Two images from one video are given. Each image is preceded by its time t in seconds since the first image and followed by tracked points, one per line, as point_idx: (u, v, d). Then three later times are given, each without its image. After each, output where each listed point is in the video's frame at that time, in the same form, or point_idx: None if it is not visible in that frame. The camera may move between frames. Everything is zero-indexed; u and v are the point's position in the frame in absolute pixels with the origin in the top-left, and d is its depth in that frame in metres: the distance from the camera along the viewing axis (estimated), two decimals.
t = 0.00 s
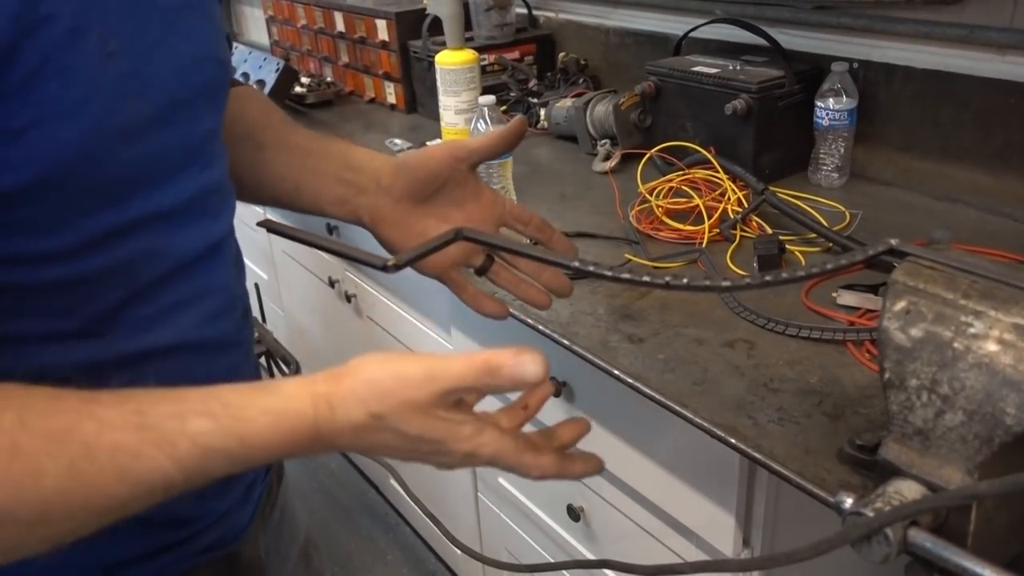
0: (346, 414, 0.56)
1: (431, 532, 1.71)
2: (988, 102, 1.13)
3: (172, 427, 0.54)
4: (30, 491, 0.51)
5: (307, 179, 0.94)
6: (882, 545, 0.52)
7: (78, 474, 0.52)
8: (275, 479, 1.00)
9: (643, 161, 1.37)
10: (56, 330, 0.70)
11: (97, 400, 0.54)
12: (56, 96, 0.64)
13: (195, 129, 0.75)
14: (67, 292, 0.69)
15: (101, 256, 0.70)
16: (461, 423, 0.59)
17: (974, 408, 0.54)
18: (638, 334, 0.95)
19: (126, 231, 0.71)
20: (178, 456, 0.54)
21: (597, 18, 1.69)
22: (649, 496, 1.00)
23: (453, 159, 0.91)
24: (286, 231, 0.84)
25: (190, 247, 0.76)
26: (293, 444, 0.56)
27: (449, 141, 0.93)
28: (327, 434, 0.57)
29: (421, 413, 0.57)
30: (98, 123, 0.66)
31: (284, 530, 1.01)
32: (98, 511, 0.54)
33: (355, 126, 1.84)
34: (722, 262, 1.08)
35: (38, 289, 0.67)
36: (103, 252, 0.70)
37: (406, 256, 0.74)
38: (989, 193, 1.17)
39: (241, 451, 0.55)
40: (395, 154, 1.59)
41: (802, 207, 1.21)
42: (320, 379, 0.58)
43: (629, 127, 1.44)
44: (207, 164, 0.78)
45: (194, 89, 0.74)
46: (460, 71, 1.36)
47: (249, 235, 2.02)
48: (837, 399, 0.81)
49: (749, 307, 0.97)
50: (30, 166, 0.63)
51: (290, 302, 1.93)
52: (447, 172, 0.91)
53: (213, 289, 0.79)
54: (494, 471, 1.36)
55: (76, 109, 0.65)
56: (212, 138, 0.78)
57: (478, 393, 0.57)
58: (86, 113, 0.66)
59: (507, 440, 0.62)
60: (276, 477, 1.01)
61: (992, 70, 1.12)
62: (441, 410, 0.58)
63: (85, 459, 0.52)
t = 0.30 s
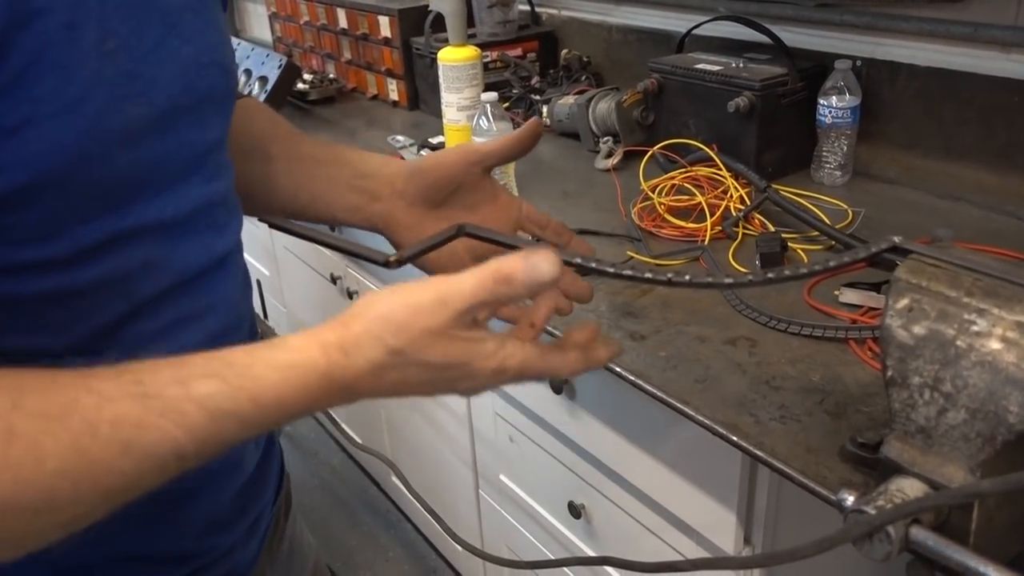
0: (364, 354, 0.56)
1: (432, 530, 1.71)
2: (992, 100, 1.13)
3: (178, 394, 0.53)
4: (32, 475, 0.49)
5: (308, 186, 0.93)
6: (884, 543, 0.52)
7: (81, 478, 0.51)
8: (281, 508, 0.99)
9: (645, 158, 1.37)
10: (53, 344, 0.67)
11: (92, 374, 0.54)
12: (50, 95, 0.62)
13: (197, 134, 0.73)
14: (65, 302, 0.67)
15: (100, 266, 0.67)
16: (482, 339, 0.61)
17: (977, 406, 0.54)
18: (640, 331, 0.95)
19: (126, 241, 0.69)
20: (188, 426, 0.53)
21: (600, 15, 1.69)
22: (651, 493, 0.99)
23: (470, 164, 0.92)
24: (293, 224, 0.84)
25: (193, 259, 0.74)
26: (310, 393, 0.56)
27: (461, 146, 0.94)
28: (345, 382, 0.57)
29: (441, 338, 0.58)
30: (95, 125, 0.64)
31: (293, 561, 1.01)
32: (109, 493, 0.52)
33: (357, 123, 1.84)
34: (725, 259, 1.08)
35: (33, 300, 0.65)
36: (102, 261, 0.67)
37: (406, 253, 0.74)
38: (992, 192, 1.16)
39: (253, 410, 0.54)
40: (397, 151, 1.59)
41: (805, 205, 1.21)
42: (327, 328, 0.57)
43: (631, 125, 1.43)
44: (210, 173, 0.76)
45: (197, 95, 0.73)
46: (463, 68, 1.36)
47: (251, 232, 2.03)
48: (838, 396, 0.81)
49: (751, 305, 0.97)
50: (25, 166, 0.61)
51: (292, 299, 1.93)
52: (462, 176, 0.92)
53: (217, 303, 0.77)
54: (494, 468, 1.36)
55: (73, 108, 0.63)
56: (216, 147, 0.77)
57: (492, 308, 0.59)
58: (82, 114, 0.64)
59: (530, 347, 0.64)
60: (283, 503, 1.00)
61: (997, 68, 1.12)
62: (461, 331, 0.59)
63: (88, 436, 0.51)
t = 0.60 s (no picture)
0: (350, 313, 0.52)
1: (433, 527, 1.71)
2: (992, 98, 1.13)
3: (154, 357, 0.49)
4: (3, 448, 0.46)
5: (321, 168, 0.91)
6: (881, 540, 0.52)
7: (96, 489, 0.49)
8: (291, 506, 0.99)
9: (646, 156, 1.37)
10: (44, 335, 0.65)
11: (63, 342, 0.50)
12: (33, 77, 0.61)
13: (192, 122, 0.72)
14: (57, 294, 0.65)
15: (92, 254, 0.66)
16: (481, 285, 0.55)
17: (974, 404, 0.54)
18: (640, 329, 0.95)
19: (119, 229, 0.67)
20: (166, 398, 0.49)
21: (602, 13, 1.69)
22: (651, 492, 1.00)
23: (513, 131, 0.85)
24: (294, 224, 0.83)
25: (191, 249, 0.72)
26: (298, 349, 0.51)
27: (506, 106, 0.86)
28: (333, 343, 0.52)
29: (430, 288, 0.52)
30: (81, 109, 0.63)
31: (298, 561, 1.00)
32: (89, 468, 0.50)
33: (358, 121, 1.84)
34: (725, 258, 1.08)
35: (24, 290, 0.63)
36: (94, 249, 0.66)
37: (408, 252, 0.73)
38: (992, 190, 1.16)
39: (235, 372, 0.50)
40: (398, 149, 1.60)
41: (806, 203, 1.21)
42: (313, 283, 0.53)
43: (632, 123, 1.44)
44: (208, 162, 0.75)
45: (190, 82, 0.72)
46: (464, 65, 1.37)
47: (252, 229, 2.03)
48: (838, 394, 0.81)
49: (751, 302, 0.97)
50: (11, 149, 0.60)
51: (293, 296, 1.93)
52: (501, 141, 0.85)
53: (218, 294, 0.75)
54: (495, 466, 1.36)
55: (57, 93, 0.62)
56: (215, 136, 0.76)
57: (482, 251, 0.53)
58: (68, 97, 0.63)
59: (536, 298, 0.56)
60: (292, 502, 1.00)
61: (997, 66, 1.12)
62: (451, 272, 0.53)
63: (65, 405, 0.47)
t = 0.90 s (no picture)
0: (365, 439, 0.54)
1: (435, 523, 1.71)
2: (994, 94, 1.13)
3: (181, 437, 0.51)
4: (30, 498, 0.48)
5: (329, 185, 0.89)
6: (883, 535, 0.52)
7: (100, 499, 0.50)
8: (301, 499, 0.99)
9: (647, 152, 1.37)
10: (43, 328, 0.65)
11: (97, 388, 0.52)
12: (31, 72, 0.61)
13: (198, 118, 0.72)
14: (56, 287, 0.65)
15: (90, 249, 0.66)
16: (481, 462, 0.58)
17: (977, 398, 0.54)
18: (641, 325, 0.95)
19: (120, 224, 0.67)
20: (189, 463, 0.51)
21: (603, 9, 1.68)
22: (652, 487, 1.00)
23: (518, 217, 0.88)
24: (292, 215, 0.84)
25: (195, 244, 0.72)
26: (313, 461, 0.54)
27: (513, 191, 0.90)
28: (340, 456, 0.55)
29: (440, 451, 0.55)
30: (80, 105, 0.63)
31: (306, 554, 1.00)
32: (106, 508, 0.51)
33: (359, 117, 1.83)
34: (727, 254, 1.08)
35: (23, 284, 0.64)
36: (92, 243, 0.66)
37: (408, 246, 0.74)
38: (993, 186, 1.16)
39: (251, 467, 0.53)
40: (399, 145, 1.59)
41: (807, 198, 1.20)
42: (339, 398, 0.55)
43: (633, 119, 1.43)
44: (216, 158, 0.74)
45: (198, 78, 0.71)
46: (464, 61, 1.37)
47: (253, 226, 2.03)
48: (839, 389, 0.81)
49: (752, 298, 0.97)
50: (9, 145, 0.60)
51: (294, 292, 1.93)
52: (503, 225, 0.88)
53: (221, 289, 0.75)
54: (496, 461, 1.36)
55: (55, 89, 0.62)
56: (224, 132, 0.75)
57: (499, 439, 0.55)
58: (67, 93, 0.62)
59: (525, 480, 0.60)
60: (302, 496, 1.00)
61: (1000, 62, 1.12)
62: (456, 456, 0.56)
63: (88, 463, 0.49)
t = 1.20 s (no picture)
0: (356, 389, 0.54)
1: (436, 519, 1.71)
2: (995, 90, 1.13)
3: (167, 398, 0.51)
4: (19, 467, 0.48)
5: (329, 183, 0.89)
6: (882, 529, 0.53)
7: (103, 480, 0.51)
8: (308, 499, 1.00)
9: (648, 149, 1.37)
10: (46, 326, 0.65)
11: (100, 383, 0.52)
12: (37, 70, 0.61)
13: (206, 119, 0.72)
14: (60, 285, 0.65)
15: (94, 248, 0.66)
16: (478, 406, 0.58)
17: (976, 393, 0.54)
18: (641, 321, 0.95)
19: (125, 224, 0.67)
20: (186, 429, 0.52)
21: (603, 5, 1.68)
22: (652, 483, 1.00)
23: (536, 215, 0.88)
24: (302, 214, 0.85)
25: (201, 246, 0.72)
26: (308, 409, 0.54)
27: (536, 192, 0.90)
28: (332, 408, 0.55)
29: (433, 395, 0.55)
30: (85, 104, 0.63)
31: (311, 550, 1.00)
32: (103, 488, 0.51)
33: (360, 114, 1.84)
34: (727, 250, 1.08)
35: (25, 282, 0.64)
36: (97, 243, 0.66)
37: (409, 241, 0.73)
38: (994, 182, 1.16)
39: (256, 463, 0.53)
40: (399, 141, 1.60)
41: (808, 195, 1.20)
42: (329, 350, 0.56)
43: (633, 116, 1.44)
44: (225, 160, 0.74)
45: (207, 79, 0.71)
46: (464, 58, 1.37)
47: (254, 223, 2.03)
48: (839, 385, 0.81)
49: (752, 294, 0.97)
50: (15, 143, 0.60)
51: (294, 289, 1.94)
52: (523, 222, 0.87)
53: (226, 292, 0.74)
54: (497, 457, 1.36)
55: (60, 88, 0.62)
56: (234, 134, 0.75)
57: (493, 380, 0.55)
58: (72, 92, 0.62)
59: (526, 422, 0.61)
60: (309, 493, 1.00)
61: (1000, 57, 1.12)
62: (451, 402, 0.56)
63: (76, 430, 0.49)
